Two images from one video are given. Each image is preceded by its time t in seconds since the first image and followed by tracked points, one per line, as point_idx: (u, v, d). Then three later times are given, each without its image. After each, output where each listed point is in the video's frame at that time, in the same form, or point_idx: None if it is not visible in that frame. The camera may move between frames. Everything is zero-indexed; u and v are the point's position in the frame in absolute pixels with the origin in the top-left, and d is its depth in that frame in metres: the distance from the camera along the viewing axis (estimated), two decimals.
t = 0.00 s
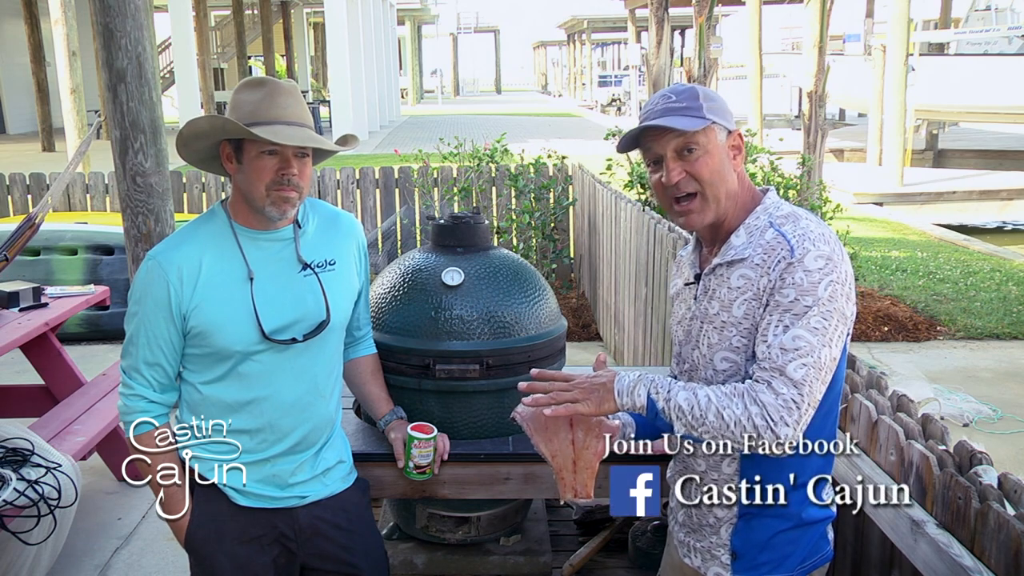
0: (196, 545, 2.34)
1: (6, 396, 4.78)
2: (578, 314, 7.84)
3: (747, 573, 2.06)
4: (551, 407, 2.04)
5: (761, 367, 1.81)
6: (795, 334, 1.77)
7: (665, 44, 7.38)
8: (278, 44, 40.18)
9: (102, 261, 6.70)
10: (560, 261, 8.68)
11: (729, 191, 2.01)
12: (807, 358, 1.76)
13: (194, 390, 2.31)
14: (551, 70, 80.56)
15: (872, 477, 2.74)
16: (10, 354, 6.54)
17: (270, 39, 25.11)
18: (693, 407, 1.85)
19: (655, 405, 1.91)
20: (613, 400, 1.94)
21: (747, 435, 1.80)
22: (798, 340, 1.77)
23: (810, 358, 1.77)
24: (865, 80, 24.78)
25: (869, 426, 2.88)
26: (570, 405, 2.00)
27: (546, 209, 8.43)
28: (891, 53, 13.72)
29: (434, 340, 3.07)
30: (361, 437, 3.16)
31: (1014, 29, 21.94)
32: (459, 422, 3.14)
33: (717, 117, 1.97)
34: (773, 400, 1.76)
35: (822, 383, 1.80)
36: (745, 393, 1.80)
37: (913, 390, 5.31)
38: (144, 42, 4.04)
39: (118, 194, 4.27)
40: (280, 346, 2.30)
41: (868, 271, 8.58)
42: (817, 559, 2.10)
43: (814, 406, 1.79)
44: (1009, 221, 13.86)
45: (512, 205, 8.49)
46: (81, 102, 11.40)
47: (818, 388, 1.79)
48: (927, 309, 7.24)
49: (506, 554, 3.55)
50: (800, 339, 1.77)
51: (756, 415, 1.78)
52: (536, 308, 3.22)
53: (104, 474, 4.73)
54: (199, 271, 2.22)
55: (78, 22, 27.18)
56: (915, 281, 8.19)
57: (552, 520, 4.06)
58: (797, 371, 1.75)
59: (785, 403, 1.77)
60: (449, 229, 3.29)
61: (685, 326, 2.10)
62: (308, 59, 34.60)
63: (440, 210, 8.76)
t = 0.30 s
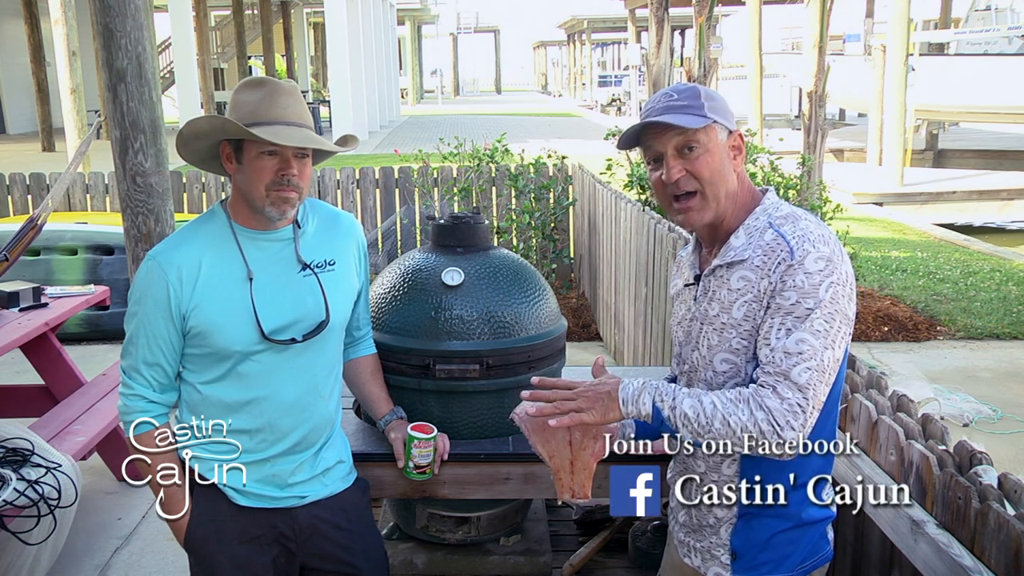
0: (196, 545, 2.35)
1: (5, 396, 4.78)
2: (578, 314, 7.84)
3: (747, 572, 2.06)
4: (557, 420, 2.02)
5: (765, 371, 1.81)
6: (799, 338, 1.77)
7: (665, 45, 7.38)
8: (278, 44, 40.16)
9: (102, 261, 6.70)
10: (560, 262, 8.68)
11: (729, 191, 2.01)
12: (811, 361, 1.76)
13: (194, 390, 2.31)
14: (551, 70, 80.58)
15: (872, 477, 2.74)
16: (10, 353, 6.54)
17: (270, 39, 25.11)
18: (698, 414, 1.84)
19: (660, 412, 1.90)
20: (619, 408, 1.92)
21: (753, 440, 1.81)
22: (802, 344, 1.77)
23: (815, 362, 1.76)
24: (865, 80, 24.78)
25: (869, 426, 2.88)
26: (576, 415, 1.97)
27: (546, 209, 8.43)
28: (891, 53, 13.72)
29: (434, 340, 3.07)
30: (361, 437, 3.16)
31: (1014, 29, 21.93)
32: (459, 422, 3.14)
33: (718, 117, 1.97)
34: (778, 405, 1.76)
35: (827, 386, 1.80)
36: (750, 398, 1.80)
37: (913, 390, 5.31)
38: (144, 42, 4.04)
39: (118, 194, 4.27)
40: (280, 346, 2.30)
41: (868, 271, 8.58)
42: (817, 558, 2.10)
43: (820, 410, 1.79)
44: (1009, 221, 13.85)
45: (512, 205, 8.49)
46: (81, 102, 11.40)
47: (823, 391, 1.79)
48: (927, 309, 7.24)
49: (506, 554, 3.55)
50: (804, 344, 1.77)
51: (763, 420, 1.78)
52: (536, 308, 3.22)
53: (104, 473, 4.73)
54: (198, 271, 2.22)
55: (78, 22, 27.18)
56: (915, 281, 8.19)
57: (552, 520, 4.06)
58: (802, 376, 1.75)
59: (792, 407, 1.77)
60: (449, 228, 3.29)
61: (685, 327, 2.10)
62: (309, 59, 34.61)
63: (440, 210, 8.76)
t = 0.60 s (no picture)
0: (196, 545, 2.35)
1: (6, 396, 4.78)
2: (578, 314, 7.84)
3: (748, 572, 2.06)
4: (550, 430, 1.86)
5: (759, 365, 1.78)
6: (798, 331, 1.76)
7: (665, 44, 7.38)
8: (278, 44, 40.13)
9: (102, 261, 6.70)
10: (560, 261, 8.68)
11: (730, 192, 2.01)
12: (808, 355, 1.75)
13: (194, 390, 2.31)
14: (551, 70, 80.58)
15: (872, 477, 2.74)
16: (10, 354, 6.54)
17: (270, 40, 25.11)
18: (693, 413, 1.77)
19: (654, 413, 1.82)
20: (610, 413, 1.81)
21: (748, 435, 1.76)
22: (801, 337, 1.76)
23: (811, 356, 1.75)
24: (865, 80, 24.78)
25: (869, 426, 2.88)
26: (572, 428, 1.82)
27: (546, 209, 8.43)
28: (892, 53, 13.72)
29: (434, 340, 3.07)
30: (361, 437, 3.16)
31: (1014, 29, 21.93)
32: (459, 422, 3.14)
33: (719, 119, 1.97)
34: (774, 396, 1.73)
35: (823, 380, 1.78)
36: (743, 393, 1.76)
37: (913, 390, 5.31)
38: (144, 42, 4.04)
39: (118, 194, 4.27)
40: (280, 346, 2.30)
41: (868, 271, 8.58)
42: (817, 558, 2.10)
43: (813, 404, 1.77)
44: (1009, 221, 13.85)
45: (512, 205, 8.49)
46: (81, 102, 11.40)
47: (820, 385, 1.77)
48: (927, 309, 7.24)
49: (506, 554, 3.55)
50: (803, 337, 1.76)
51: (758, 414, 1.74)
52: (536, 308, 3.22)
53: (104, 473, 4.73)
54: (198, 271, 2.22)
55: (78, 22, 27.17)
56: (915, 281, 8.19)
57: (552, 520, 4.06)
58: (798, 368, 1.73)
59: (788, 400, 1.74)
60: (449, 228, 3.29)
61: (687, 327, 2.10)
62: (308, 59, 34.62)
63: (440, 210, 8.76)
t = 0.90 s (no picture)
0: (196, 545, 2.35)
1: (6, 397, 4.78)
2: (578, 314, 7.84)
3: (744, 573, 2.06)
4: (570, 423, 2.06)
5: (792, 389, 1.83)
6: (821, 352, 1.79)
7: (665, 44, 7.37)
8: (278, 43, 40.10)
9: (102, 261, 6.70)
10: (560, 262, 8.69)
11: (726, 191, 2.01)
12: (836, 374, 1.79)
13: (194, 390, 2.31)
14: (551, 70, 80.59)
15: (872, 477, 2.74)
16: (10, 353, 6.54)
17: (270, 40, 25.12)
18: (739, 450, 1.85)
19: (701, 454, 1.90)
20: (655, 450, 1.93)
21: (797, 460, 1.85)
22: (824, 358, 1.79)
23: (838, 375, 1.79)
24: (865, 80, 24.77)
25: (869, 426, 2.88)
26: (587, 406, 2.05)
27: (546, 210, 8.43)
28: (891, 53, 13.72)
29: (434, 340, 3.07)
30: (361, 437, 3.16)
31: (1014, 29, 21.92)
32: (459, 422, 3.14)
33: (719, 116, 1.97)
34: (814, 422, 1.79)
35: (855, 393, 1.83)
36: (783, 419, 1.81)
37: (913, 390, 5.31)
38: (143, 42, 4.04)
39: (118, 194, 4.27)
40: (280, 346, 2.30)
41: (868, 271, 8.58)
42: (815, 560, 2.09)
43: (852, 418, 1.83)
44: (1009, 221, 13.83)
45: (512, 205, 8.50)
46: (81, 102, 11.40)
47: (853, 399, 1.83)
48: (927, 309, 7.24)
49: (506, 554, 3.55)
50: (825, 357, 1.79)
51: (802, 438, 1.81)
52: (536, 308, 3.22)
53: (104, 473, 4.73)
54: (198, 271, 2.22)
55: (78, 22, 27.16)
56: (915, 281, 8.19)
57: (552, 520, 4.06)
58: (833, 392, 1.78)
59: (825, 422, 1.80)
60: (449, 228, 3.29)
61: (685, 331, 2.11)
62: (308, 59, 34.62)
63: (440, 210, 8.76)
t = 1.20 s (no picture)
0: (196, 545, 2.35)
1: (6, 397, 4.78)
2: (578, 314, 7.84)
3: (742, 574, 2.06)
4: (578, 421, 2.14)
5: (813, 394, 1.83)
6: (841, 357, 1.78)
7: (665, 44, 7.37)
8: (278, 43, 40.08)
9: (102, 261, 6.70)
10: (560, 262, 8.69)
11: (702, 211, 1.96)
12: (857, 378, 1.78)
13: (194, 390, 2.31)
14: (551, 70, 80.59)
15: (872, 477, 2.74)
16: (10, 354, 6.54)
17: (270, 40, 25.11)
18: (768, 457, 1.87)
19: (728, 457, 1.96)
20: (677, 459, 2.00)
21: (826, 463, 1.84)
22: (843, 362, 1.78)
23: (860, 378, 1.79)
24: (865, 80, 24.77)
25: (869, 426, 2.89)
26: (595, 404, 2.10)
27: (546, 210, 8.43)
28: (892, 53, 13.72)
29: (434, 340, 3.07)
30: (361, 437, 3.16)
31: (1014, 29, 21.90)
32: (459, 422, 3.14)
33: (679, 141, 1.91)
34: (841, 425, 1.78)
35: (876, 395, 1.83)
36: (809, 424, 1.81)
37: (913, 390, 5.31)
38: (143, 42, 4.04)
39: (118, 194, 4.27)
40: (280, 346, 2.30)
41: (868, 271, 8.58)
42: (813, 562, 2.09)
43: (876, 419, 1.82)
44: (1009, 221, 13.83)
45: (512, 205, 8.50)
46: (81, 102, 11.40)
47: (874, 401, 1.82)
48: (927, 309, 7.24)
49: (506, 554, 3.55)
50: (846, 362, 1.78)
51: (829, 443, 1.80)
52: (536, 307, 3.22)
53: (104, 474, 4.73)
54: (198, 271, 2.22)
55: (78, 22, 27.16)
56: (915, 281, 8.19)
57: (552, 520, 4.06)
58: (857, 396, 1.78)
59: (851, 425, 1.79)
60: (449, 228, 3.29)
61: (688, 330, 2.11)
62: (309, 59, 34.63)
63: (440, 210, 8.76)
